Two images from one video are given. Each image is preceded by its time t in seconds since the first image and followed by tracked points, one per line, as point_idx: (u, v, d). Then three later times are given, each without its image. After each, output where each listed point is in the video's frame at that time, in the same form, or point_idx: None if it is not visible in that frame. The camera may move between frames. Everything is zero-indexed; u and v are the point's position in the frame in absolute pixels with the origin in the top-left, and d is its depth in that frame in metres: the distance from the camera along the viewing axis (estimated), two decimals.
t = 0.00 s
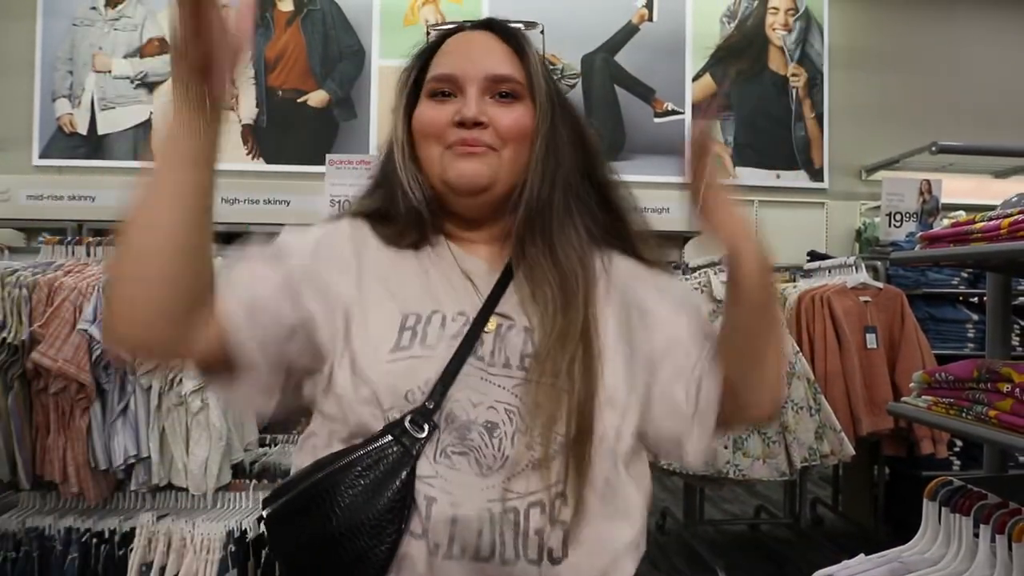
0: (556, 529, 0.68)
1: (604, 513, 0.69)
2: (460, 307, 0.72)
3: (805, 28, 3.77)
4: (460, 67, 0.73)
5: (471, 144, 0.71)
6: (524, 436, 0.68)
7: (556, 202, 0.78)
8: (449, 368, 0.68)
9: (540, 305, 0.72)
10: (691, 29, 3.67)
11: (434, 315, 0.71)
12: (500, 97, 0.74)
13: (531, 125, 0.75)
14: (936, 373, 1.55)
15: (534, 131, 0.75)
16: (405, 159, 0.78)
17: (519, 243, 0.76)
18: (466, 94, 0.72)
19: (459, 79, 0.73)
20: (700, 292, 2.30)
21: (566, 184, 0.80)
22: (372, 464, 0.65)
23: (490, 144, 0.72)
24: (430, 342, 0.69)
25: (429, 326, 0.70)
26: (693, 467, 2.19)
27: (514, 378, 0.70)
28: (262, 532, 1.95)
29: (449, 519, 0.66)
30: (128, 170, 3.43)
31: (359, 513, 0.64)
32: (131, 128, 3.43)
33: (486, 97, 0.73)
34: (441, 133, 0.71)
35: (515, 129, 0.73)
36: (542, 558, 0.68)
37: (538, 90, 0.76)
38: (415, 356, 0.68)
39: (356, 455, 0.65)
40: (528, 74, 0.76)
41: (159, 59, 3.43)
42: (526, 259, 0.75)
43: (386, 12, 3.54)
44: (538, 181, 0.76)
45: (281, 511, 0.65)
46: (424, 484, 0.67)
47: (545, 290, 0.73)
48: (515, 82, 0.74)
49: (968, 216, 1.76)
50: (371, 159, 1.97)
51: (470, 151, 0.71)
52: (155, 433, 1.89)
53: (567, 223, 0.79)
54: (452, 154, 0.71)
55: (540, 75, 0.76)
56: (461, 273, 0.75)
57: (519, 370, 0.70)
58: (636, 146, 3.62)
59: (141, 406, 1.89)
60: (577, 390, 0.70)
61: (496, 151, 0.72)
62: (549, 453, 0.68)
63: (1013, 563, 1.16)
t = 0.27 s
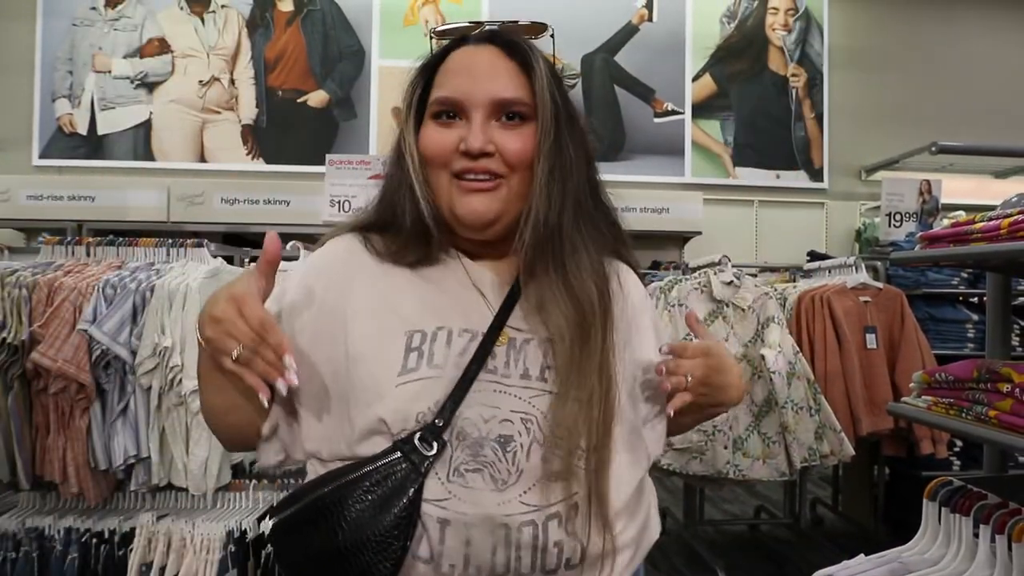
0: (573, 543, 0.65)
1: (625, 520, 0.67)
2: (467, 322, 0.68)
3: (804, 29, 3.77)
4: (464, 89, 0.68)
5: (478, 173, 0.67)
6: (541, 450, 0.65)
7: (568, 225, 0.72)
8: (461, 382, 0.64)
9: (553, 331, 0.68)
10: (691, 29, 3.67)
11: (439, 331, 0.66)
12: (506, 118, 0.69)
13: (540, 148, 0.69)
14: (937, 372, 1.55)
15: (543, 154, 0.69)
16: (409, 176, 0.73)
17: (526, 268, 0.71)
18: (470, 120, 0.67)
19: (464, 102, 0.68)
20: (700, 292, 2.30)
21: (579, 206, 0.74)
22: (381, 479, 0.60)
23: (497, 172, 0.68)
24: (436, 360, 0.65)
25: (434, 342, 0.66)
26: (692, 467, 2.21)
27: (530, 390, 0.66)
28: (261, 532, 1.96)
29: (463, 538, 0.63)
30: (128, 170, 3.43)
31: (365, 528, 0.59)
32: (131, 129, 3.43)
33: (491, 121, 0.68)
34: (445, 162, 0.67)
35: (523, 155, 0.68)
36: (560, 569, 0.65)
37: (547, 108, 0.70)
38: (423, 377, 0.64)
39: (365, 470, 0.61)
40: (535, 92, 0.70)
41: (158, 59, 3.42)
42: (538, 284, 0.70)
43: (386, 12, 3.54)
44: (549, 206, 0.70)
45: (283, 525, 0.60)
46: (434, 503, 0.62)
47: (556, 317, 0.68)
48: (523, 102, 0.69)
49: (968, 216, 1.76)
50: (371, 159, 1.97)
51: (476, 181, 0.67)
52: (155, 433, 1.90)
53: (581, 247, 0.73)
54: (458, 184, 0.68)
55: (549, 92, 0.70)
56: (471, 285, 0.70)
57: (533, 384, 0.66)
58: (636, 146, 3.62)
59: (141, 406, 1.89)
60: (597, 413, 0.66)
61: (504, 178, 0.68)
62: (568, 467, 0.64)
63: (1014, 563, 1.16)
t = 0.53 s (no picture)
0: (574, 544, 0.65)
1: (623, 522, 0.67)
2: (469, 325, 0.68)
3: (804, 29, 3.77)
4: (467, 94, 0.67)
5: (478, 178, 0.67)
6: (543, 453, 0.65)
7: (565, 231, 0.72)
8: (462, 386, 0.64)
9: (549, 337, 0.67)
10: (691, 29, 3.67)
11: (442, 334, 0.66)
12: (508, 123, 0.69)
13: (540, 155, 0.69)
14: (936, 373, 1.55)
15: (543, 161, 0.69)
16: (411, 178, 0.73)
17: (521, 274, 0.70)
18: (473, 126, 0.67)
19: (466, 107, 0.67)
20: (700, 293, 2.29)
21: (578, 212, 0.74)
22: (385, 482, 0.60)
23: (498, 177, 0.68)
24: (438, 364, 0.65)
25: (436, 346, 0.66)
26: (692, 467, 2.20)
27: (531, 394, 0.66)
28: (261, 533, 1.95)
29: (466, 538, 0.63)
30: (127, 170, 3.43)
31: (371, 532, 0.58)
32: (131, 129, 3.43)
33: (494, 126, 0.68)
34: (446, 167, 0.67)
35: (524, 162, 0.68)
36: (561, 569, 0.65)
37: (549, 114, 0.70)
38: (426, 380, 0.64)
39: (369, 473, 0.60)
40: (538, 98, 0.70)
41: (157, 59, 3.42)
42: (532, 291, 0.70)
43: (385, 12, 3.54)
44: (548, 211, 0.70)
45: (290, 528, 0.59)
46: (439, 505, 0.62)
47: (553, 322, 0.68)
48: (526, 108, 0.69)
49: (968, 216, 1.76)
50: (371, 159, 1.96)
51: (476, 187, 0.67)
52: (155, 433, 1.89)
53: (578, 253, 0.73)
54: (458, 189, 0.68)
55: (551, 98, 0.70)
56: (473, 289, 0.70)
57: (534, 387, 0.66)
58: (636, 147, 3.62)
59: (141, 406, 1.89)
60: (596, 419, 0.66)
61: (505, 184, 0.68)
62: (569, 470, 0.64)
63: (1013, 563, 1.16)
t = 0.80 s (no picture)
0: (576, 542, 0.65)
1: (622, 520, 0.68)
2: (473, 326, 0.68)
3: (803, 29, 3.77)
4: (476, 93, 0.67)
5: (487, 177, 0.67)
6: (546, 452, 0.65)
7: (573, 232, 0.72)
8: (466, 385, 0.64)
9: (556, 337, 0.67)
10: (690, 29, 3.68)
11: (447, 333, 0.66)
12: (516, 123, 0.69)
13: (547, 154, 0.69)
14: (937, 371, 1.55)
15: (550, 160, 0.69)
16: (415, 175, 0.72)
17: (529, 274, 0.70)
18: (482, 124, 0.67)
19: (475, 106, 0.67)
20: (699, 293, 2.30)
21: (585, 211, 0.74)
22: (390, 481, 0.60)
23: (505, 177, 0.67)
24: (444, 364, 0.65)
25: (442, 346, 0.66)
26: (692, 467, 2.20)
27: (535, 394, 0.66)
28: (261, 533, 1.95)
29: (469, 537, 0.63)
30: (127, 171, 3.43)
31: (376, 530, 0.58)
32: (130, 129, 3.43)
33: (502, 125, 0.68)
34: (455, 165, 0.67)
35: (531, 161, 0.68)
36: (562, 568, 0.65)
37: (557, 113, 0.70)
38: (431, 381, 0.64)
39: (374, 471, 0.60)
40: (545, 98, 0.70)
41: (156, 60, 3.43)
42: (539, 291, 0.70)
43: (384, 12, 3.54)
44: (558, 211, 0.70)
45: (292, 524, 0.59)
46: (442, 504, 0.62)
47: (559, 322, 0.68)
48: (535, 106, 0.69)
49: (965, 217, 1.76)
50: (371, 160, 1.96)
51: (485, 185, 0.67)
52: (154, 434, 1.89)
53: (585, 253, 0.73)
54: (466, 187, 0.67)
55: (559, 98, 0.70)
56: (477, 288, 0.70)
57: (538, 387, 0.67)
58: (635, 147, 3.63)
59: (140, 406, 1.88)
60: (598, 419, 0.65)
61: (512, 183, 0.68)
62: (572, 471, 0.64)
63: (1013, 563, 1.16)
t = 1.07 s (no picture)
0: (587, 529, 0.66)
1: (630, 506, 0.68)
2: (479, 318, 0.67)
3: (801, 27, 3.78)
4: (480, 76, 0.67)
5: (493, 160, 0.67)
6: (555, 441, 0.65)
7: (578, 215, 0.72)
8: (472, 375, 0.63)
9: (562, 321, 0.67)
10: (688, 28, 3.68)
11: (454, 326, 0.66)
12: (521, 107, 0.69)
13: (552, 138, 0.69)
14: (936, 369, 1.55)
15: (557, 144, 0.69)
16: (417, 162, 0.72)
17: (535, 259, 0.71)
18: (488, 107, 0.67)
19: (481, 89, 0.67)
20: (700, 292, 2.31)
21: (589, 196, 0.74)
22: (396, 468, 0.59)
23: (511, 161, 0.68)
24: (453, 356, 0.65)
25: (449, 339, 0.65)
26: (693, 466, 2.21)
27: (542, 385, 0.66)
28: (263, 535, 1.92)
29: (484, 526, 0.63)
30: (126, 175, 3.43)
31: (384, 517, 0.58)
32: (129, 132, 3.43)
33: (508, 109, 0.68)
34: (459, 149, 0.67)
35: (537, 146, 0.68)
36: (574, 556, 0.66)
37: (562, 96, 0.70)
38: (441, 374, 0.64)
39: (380, 459, 0.59)
40: (550, 81, 0.70)
41: (155, 63, 3.43)
42: (545, 275, 0.70)
43: (382, 14, 3.54)
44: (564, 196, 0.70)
45: (296, 515, 0.58)
46: (456, 494, 0.62)
47: (564, 306, 0.68)
48: (539, 90, 0.69)
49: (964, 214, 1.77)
50: (368, 161, 1.95)
51: (490, 169, 0.67)
52: (155, 437, 1.89)
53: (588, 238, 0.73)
54: (471, 172, 0.67)
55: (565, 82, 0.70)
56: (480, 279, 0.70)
57: (546, 378, 0.67)
58: (633, 146, 3.63)
59: (141, 409, 1.88)
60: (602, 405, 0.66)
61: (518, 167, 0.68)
62: (580, 459, 0.65)
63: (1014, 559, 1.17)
